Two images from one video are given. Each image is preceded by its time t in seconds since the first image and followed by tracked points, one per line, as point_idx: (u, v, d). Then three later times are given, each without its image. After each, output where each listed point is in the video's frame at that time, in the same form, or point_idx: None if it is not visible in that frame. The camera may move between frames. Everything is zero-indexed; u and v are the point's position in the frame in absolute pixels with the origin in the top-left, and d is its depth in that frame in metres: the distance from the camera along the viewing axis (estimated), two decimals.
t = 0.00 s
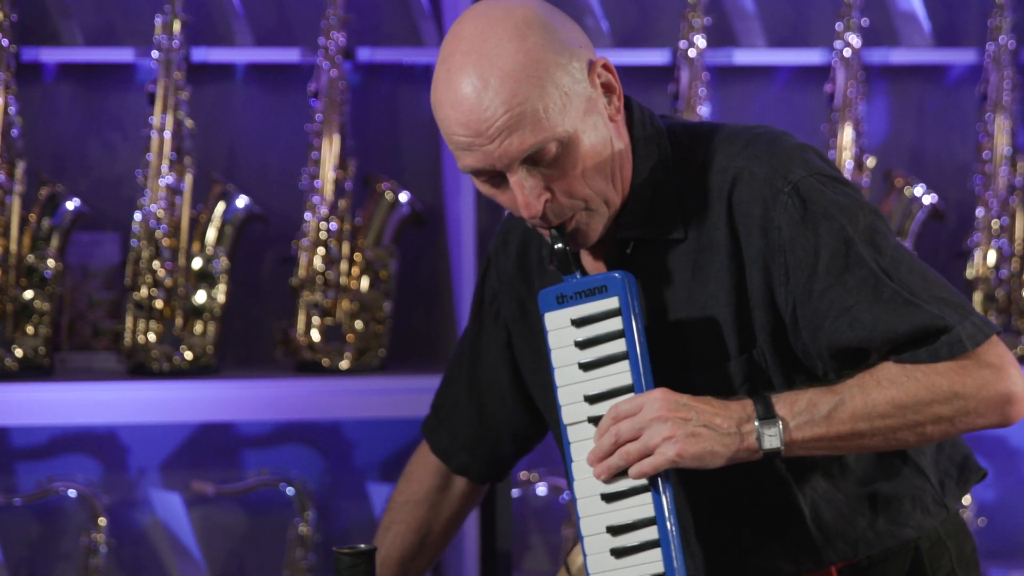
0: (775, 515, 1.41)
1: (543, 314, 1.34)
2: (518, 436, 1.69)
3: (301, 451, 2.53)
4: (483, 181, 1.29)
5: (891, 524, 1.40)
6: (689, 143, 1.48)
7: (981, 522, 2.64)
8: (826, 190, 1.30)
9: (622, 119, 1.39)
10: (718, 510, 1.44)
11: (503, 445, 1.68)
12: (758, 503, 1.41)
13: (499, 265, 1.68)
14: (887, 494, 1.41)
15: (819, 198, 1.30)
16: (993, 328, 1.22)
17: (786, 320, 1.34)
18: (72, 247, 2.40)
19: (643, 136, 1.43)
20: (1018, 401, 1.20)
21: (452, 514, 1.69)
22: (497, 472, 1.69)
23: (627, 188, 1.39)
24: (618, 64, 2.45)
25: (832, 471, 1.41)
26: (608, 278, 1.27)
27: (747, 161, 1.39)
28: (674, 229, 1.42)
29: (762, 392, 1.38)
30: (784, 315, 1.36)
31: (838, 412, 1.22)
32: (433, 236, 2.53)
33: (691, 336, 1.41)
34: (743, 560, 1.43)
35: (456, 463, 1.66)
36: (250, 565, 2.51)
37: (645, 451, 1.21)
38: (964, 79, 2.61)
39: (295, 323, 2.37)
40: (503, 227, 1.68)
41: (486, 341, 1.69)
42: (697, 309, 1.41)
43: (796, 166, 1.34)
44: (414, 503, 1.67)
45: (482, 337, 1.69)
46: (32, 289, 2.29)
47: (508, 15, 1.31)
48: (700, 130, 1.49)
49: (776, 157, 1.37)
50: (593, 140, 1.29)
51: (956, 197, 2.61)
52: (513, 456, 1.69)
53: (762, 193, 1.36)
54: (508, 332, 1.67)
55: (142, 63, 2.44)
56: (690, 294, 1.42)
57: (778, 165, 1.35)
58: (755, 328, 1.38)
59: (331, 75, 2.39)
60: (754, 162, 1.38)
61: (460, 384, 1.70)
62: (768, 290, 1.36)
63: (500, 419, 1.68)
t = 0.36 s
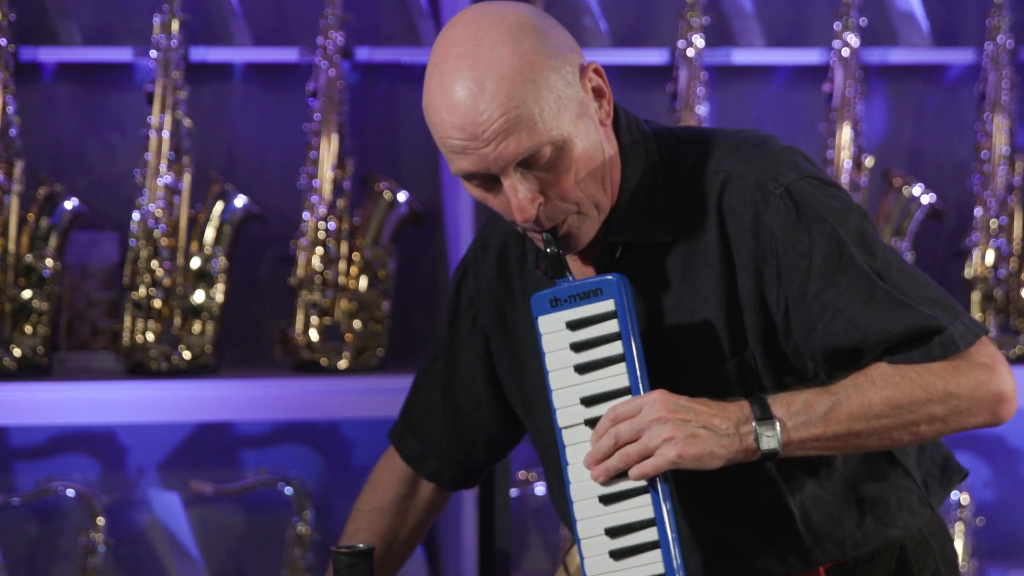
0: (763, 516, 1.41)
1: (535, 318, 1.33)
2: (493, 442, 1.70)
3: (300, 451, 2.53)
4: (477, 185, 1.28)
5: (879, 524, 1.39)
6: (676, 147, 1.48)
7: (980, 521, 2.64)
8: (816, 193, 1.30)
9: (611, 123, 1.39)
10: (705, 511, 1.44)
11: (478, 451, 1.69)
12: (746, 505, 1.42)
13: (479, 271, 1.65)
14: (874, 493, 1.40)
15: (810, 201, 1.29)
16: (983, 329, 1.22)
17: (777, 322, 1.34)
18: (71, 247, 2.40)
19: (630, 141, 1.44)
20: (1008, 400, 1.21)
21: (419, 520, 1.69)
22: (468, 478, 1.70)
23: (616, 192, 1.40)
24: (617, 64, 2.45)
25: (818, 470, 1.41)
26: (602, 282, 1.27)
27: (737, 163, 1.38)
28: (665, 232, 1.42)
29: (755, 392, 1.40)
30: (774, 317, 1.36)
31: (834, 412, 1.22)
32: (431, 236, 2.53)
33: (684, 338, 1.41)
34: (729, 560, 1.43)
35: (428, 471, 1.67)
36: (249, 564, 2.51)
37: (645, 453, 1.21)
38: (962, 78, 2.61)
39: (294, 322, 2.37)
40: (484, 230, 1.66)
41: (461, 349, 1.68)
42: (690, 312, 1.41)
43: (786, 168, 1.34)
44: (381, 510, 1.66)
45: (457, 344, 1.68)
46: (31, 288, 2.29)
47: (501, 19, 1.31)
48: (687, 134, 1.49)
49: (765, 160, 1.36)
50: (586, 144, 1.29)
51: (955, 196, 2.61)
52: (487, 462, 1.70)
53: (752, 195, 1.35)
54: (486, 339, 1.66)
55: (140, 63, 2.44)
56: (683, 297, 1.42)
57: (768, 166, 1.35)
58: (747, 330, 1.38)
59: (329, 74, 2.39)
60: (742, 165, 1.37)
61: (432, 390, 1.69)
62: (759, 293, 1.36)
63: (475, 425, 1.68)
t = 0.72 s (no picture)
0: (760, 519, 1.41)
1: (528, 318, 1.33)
2: (494, 441, 1.67)
3: (299, 450, 2.53)
4: (469, 186, 1.28)
5: (877, 526, 1.39)
6: (673, 149, 1.47)
7: (977, 521, 2.64)
8: (813, 196, 1.30)
9: (607, 125, 1.39)
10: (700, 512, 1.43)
11: (480, 451, 1.67)
12: (742, 507, 1.41)
13: (477, 271, 1.65)
14: (871, 496, 1.40)
15: (806, 204, 1.29)
16: (977, 335, 1.22)
17: (771, 323, 1.34)
18: (69, 246, 2.40)
19: (627, 143, 1.44)
20: (1001, 406, 1.21)
21: (435, 523, 1.69)
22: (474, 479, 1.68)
23: (611, 192, 1.40)
24: (615, 63, 2.45)
25: (814, 473, 1.41)
26: (595, 283, 1.27)
27: (733, 166, 1.38)
28: (661, 235, 1.42)
29: (748, 394, 1.40)
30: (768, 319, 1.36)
31: (825, 416, 1.21)
32: (430, 235, 2.53)
33: (678, 341, 1.41)
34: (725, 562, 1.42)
35: (432, 473, 1.67)
36: (247, 563, 2.51)
37: (635, 454, 1.21)
38: (961, 78, 2.61)
39: (292, 321, 2.37)
40: (483, 229, 1.66)
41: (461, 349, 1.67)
42: (684, 315, 1.41)
43: (783, 172, 1.34)
44: (398, 513, 1.68)
45: (457, 344, 1.68)
46: (29, 287, 2.28)
47: (497, 21, 1.31)
48: (684, 137, 1.49)
49: (762, 163, 1.36)
50: (580, 146, 1.29)
51: (953, 196, 2.61)
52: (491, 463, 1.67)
53: (749, 199, 1.35)
54: (485, 339, 1.64)
55: (138, 62, 2.44)
56: (678, 299, 1.42)
57: (765, 170, 1.35)
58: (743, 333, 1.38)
59: (328, 73, 2.39)
60: (739, 168, 1.37)
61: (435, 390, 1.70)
62: (755, 294, 1.36)
63: (475, 425, 1.66)
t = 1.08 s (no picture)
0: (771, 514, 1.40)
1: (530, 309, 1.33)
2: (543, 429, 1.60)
3: (297, 448, 2.53)
4: (473, 173, 1.30)
5: (889, 524, 1.38)
6: (692, 140, 1.44)
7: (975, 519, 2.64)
8: (821, 192, 1.26)
9: (620, 115, 1.38)
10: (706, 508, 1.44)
11: (532, 441, 1.60)
12: (751, 503, 1.41)
13: (512, 261, 1.64)
14: (887, 494, 1.38)
15: (814, 200, 1.25)
16: (985, 338, 1.18)
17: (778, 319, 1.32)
18: (67, 244, 2.40)
19: (644, 133, 1.42)
20: (1006, 411, 1.17)
21: (502, 516, 1.61)
22: (532, 468, 1.61)
23: (620, 179, 1.39)
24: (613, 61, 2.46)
25: (828, 470, 1.39)
26: (594, 274, 1.26)
27: (745, 159, 1.35)
28: (670, 226, 1.41)
29: (755, 390, 1.37)
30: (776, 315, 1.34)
31: (821, 416, 1.20)
32: (428, 234, 2.53)
33: (681, 335, 1.41)
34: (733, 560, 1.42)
35: (488, 462, 1.61)
36: (246, 561, 2.51)
37: (624, 448, 1.21)
38: (959, 75, 2.61)
39: (290, 319, 2.37)
40: (512, 222, 1.65)
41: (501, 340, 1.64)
42: (690, 307, 1.40)
43: (794, 166, 1.30)
44: (462, 506, 1.61)
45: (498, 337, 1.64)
46: (27, 285, 2.28)
47: (506, 9, 1.30)
48: (707, 125, 1.46)
49: (776, 156, 1.32)
50: (583, 137, 1.29)
51: (951, 194, 2.61)
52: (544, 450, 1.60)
53: (758, 193, 1.32)
54: (524, 326, 1.61)
55: (136, 60, 2.43)
56: (686, 291, 1.41)
57: (777, 163, 1.31)
58: (751, 327, 1.36)
59: (325, 72, 2.39)
60: (751, 162, 1.34)
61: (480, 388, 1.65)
62: (763, 290, 1.33)
63: (523, 413, 1.61)
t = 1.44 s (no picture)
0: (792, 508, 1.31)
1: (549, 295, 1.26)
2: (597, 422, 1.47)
3: (296, 447, 2.53)
4: (494, 160, 1.24)
5: (918, 523, 1.29)
6: (721, 128, 1.34)
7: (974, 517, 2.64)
8: (842, 182, 1.15)
9: (645, 104, 1.29)
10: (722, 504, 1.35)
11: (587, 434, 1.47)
12: (771, 497, 1.32)
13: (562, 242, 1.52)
14: (917, 490, 1.29)
15: (837, 192, 1.15)
16: (1006, 334, 1.07)
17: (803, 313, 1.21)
18: (67, 242, 2.41)
19: (672, 121, 1.32)
20: None
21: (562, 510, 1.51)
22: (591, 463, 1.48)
23: (645, 168, 1.29)
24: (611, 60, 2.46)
25: (856, 464, 1.30)
26: (611, 264, 1.19)
27: (770, 149, 1.25)
28: (695, 215, 1.30)
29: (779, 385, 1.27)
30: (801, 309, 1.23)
31: (834, 410, 1.11)
32: (427, 232, 2.53)
33: (699, 324, 1.32)
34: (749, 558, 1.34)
35: (545, 455, 1.50)
36: (244, 560, 2.50)
37: (634, 440, 1.14)
38: (957, 74, 2.61)
39: (289, 317, 2.37)
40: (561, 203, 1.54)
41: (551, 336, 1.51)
42: (706, 295, 1.30)
43: (817, 156, 1.19)
44: (521, 500, 1.52)
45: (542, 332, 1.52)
46: (25, 284, 2.28)
47: None
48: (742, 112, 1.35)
49: (801, 145, 1.22)
50: (603, 126, 1.21)
51: (949, 192, 2.61)
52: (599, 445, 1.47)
53: (780, 184, 1.22)
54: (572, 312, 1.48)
55: (135, 58, 2.43)
56: (703, 280, 1.31)
57: (800, 153, 1.21)
58: (774, 320, 1.26)
59: (324, 70, 2.39)
60: (776, 152, 1.24)
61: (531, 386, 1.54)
62: (786, 282, 1.23)
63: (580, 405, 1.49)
